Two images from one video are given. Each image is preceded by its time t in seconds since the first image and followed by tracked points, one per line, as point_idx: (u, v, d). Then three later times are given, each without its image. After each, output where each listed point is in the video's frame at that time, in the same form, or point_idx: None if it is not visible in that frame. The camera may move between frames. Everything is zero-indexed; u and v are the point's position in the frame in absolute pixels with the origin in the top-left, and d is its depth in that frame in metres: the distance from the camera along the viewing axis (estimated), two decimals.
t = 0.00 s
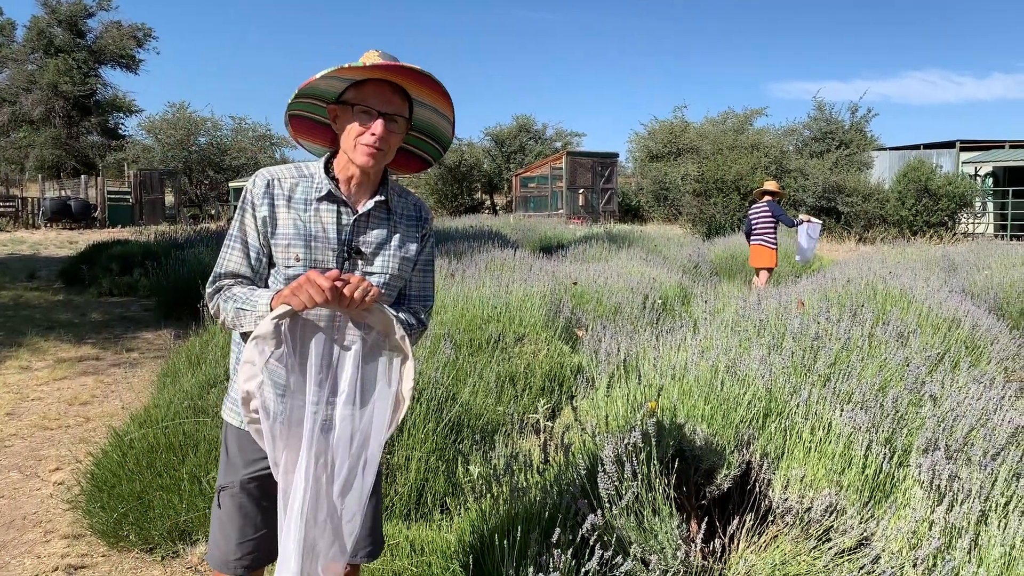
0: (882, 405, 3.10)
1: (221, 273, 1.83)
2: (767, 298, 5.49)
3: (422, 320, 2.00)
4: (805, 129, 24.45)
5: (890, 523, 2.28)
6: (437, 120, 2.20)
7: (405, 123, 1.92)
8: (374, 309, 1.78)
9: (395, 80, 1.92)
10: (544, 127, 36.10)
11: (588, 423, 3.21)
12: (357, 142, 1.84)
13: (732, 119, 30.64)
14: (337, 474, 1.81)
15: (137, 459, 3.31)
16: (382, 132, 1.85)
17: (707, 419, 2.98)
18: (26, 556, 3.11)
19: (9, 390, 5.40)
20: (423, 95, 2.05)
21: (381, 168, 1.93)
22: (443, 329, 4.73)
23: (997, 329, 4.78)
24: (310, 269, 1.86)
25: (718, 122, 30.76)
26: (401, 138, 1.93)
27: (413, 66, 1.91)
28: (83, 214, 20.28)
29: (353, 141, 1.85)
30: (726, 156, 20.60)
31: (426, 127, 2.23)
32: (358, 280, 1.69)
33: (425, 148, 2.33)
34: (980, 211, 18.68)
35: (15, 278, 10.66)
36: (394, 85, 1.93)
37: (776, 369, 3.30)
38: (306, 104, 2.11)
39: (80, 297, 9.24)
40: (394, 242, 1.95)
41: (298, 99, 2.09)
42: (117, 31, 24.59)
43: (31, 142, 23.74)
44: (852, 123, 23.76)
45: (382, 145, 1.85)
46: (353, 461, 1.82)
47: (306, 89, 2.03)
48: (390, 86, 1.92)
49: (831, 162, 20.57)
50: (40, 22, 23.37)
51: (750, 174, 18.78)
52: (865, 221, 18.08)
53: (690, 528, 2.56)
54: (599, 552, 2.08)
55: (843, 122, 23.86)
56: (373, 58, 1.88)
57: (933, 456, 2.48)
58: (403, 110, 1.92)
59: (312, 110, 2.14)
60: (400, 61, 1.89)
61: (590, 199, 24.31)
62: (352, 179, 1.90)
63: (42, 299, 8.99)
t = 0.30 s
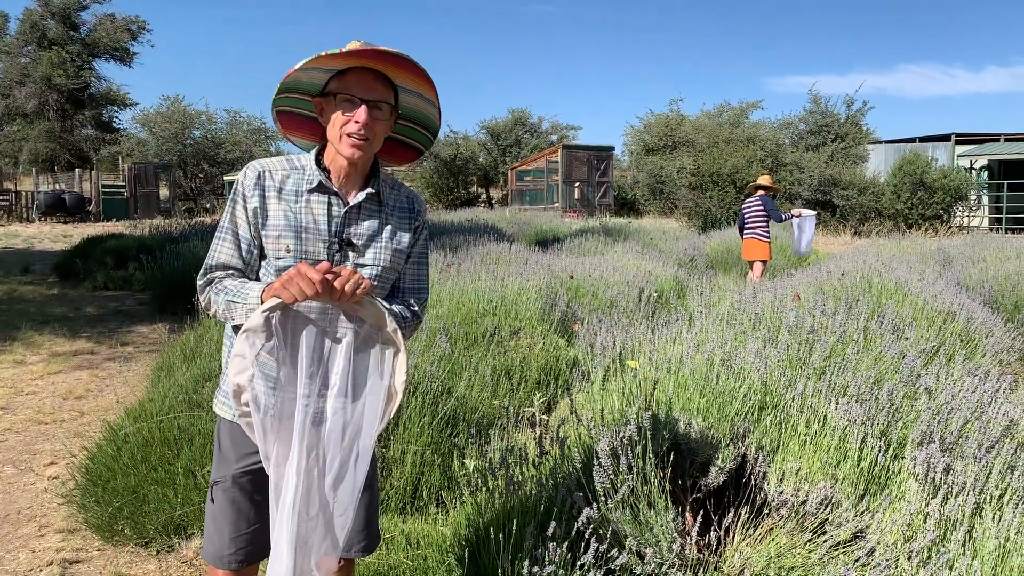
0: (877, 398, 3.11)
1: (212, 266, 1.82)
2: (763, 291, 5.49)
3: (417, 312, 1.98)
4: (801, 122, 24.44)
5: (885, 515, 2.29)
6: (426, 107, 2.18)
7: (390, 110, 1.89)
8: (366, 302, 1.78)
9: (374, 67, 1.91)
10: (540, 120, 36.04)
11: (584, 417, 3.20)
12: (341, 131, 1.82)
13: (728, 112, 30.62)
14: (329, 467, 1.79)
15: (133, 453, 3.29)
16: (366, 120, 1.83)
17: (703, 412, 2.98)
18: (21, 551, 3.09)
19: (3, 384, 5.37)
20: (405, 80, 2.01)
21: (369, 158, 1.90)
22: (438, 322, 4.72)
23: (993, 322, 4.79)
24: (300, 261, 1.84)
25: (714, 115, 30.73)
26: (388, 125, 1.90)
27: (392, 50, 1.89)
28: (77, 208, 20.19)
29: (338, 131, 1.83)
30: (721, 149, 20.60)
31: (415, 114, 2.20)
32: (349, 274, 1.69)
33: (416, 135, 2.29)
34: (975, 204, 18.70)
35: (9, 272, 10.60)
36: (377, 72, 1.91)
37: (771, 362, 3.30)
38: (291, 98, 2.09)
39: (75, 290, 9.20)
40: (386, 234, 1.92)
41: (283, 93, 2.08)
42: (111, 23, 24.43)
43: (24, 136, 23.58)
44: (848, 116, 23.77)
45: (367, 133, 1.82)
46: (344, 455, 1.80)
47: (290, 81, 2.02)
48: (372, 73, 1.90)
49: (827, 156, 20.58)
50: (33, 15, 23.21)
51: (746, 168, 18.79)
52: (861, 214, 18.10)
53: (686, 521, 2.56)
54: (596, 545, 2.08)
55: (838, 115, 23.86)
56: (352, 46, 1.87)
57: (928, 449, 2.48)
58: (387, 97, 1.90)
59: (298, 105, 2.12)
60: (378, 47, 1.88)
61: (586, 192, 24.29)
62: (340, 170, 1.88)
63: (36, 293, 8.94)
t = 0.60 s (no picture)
0: (874, 392, 3.11)
1: (204, 257, 1.83)
2: (760, 285, 5.49)
3: (411, 296, 1.94)
4: (798, 116, 24.42)
5: (881, 509, 2.28)
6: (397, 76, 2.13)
7: (355, 82, 1.87)
8: (356, 296, 1.75)
9: (329, 44, 1.89)
10: (537, 114, 35.97)
11: (582, 410, 3.20)
12: (308, 112, 1.82)
13: (725, 106, 30.60)
14: (320, 461, 1.78)
15: (129, 448, 3.28)
16: (329, 96, 1.81)
17: (700, 405, 2.98)
18: (17, 546, 3.08)
19: None
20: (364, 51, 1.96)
21: (345, 136, 1.89)
22: (435, 316, 4.71)
23: (989, 316, 4.80)
24: (286, 242, 1.82)
25: (711, 109, 30.70)
26: (355, 98, 1.88)
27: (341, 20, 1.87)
28: (73, 203, 20.10)
29: (305, 112, 1.83)
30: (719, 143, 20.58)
31: (389, 86, 2.15)
32: (339, 267, 1.68)
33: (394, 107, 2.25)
34: (972, 197, 18.73)
35: (5, 267, 10.55)
36: (334, 48, 1.89)
37: (768, 356, 3.30)
38: (261, 90, 2.15)
39: (71, 285, 9.16)
40: (372, 213, 1.90)
41: (252, 86, 2.14)
42: (106, 17, 24.30)
43: (19, 130, 23.48)
44: (845, 110, 23.77)
45: (333, 109, 1.81)
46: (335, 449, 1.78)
47: (254, 72, 2.08)
48: (330, 48, 1.89)
49: (824, 150, 20.59)
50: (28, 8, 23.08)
51: (743, 162, 18.79)
52: (857, 208, 18.09)
53: (682, 514, 2.56)
54: (592, 536, 2.08)
55: (835, 109, 23.85)
56: (300, 25, 1.88)
57: (924, 443, 2.49)
58: (351, 70, 1.87)
59: (270, 96, 2.17)
60: (324, 18, 1.87)
61: (583, 186, 24.26)
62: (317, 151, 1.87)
63: (32, 288, 8.90)
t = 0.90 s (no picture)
0: (873, 387, 3.11)
1: (179, 258, 1.87)
2: (760, 281, 5.48)
3: (395, 286, 1.91)
4: (797, 112, 24.38)
5: (880, 505, 2.28)
6: (352, 56, 2.02)
7: (310, 70, 1.85)
8: (330, 290, 1.72)
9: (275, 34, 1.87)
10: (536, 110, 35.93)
11: (581, 407, 3.19)
12: (267, 106, 1.82)
13: (724, 102, 30.55)
14: (296, 456, 1.76)
15: (127, 444, 3.27)
16: (284, 88, 1.81)
17: (698, 402, 2.97)
18: (16, 543, 3.08)
19: None
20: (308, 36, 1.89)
21: (309, 126, 1.89)
22: (434, 313, 4.70)
23: (989, 311, 4.80)
24: (256, 239, 1.85)
25: (710, 105, 30.66)
26: (311, 86, 1.86)
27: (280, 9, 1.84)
28: (72, 199, 20.08)
29: (264, 106, 1.83)
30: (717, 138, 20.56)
31: (347, 67, 2.04)
32: (308, 261, 1.65)
33: (360, 87, 2.13)
34: (971, 193, 18.72)
35: (4, 263, 10.52)
36: (282, 37, 1.87)
37: (767, 353, 3.30)
38: (225, 90, 2.16)
39: (70, 282, 9.15)
40: (344, 204, 1.89)
41: (214, 89, 2.16)
42: (104, 13, 24.24)
43: (17, 126, 23.41)
44: (844, 105, 23.74)
45: (290, 100, 1.81)
46: (312, 446, 1.76)
47: (209, 74, 2.10)
48: (280, 39, 1.87)
49: (823, 146, 20.57)
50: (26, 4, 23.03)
51: (743, 157, 18.77)
52: (857, 204, 18.09)
53: (682, 511, 2.57)
54: (591, 531, 2.08)
55: (834, 105, 23.83)
56: (243, 20, 1.88)
57: (924, 438, 2.48)
58: (305, 58, 1.86)
59: (236, 95, 2.18)
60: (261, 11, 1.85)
61: (582, 182, 24.23)
62: (284, 145, 1.88)
63: (30, 285, 8.88)
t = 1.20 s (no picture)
0: (876, 386, 3.11)
1: (139, 263, 1.88)
2: (763, 280, 5.47)
3: (354, 281, 1.86)
4: (799, 110, 24.31)
5: (883, 504, 2.27)
6: (297, 48, 1.93)
7: (252, 64, 1.82)
8: (280, 287, 1.70)
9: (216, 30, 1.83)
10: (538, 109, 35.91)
11: (583, 406, 3.19)
12: (209, 103, 1.79)
13: (726, 100, 30.49)
14: (257, 458, 1.73)
15: (128, 442, 3.27)
16: (225, 84, 1.77)
17: (701, 400, 2.96)
18: (18, 541, 3.09)
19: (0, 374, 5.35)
20: (247, 29, 1.83)
21: (256, 121, 1.86)
22: (435, 311, 4.70)
23: (992, 310, 4.79)
24: (208, 239, 1.84)
25: (712, 103, 30.62)
26: (254, 82, 1.82)
27: (215, 3, 1.79)
28: (74, 198, 20.09)
29: (206, 104, 1.80)
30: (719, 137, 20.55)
31: (294, 58, 1.97)
32: (254, 259, 1.64)
33: (311, 80, 2.06)
34: (974, 191, 18.71)
35: (7, 263, 10.53)
36: (222, 33, 1.83)
37: (769, 351, 3.29)
38: (170, 85, 2.11)
39: (72, 281, 9.17)
40: (296, 197, 1.85)
41: (160, 86, 2.12)
42: (106, 12, 24.26)
43: (20, 126, 23.46)
44: (846, 104, 23.70)
45: (232, 97, 1.78)
46: (273, 446, 1.72)
47: (154, 71, 2.06)
48: (220, 33, 1.83)
49: (825, 144, 20.54)
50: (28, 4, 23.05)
51: (745, 156, 18.76)
52: (859, 202, 18.09)
53: (683, 510, 2.56)
54: (592, 530, 2.09)
55: (836, 103, 23.78)
56: (178, 16, 1.84)
57: (927, 437, 2.48)
58: (247, 53, 1.82)
59: (183, 88, 2.12)
60: (195, 6, 1.81)
61: (584, 181, 24.23)
62: (232, 142, 1.86)
63: (33, 284, 8.89)
